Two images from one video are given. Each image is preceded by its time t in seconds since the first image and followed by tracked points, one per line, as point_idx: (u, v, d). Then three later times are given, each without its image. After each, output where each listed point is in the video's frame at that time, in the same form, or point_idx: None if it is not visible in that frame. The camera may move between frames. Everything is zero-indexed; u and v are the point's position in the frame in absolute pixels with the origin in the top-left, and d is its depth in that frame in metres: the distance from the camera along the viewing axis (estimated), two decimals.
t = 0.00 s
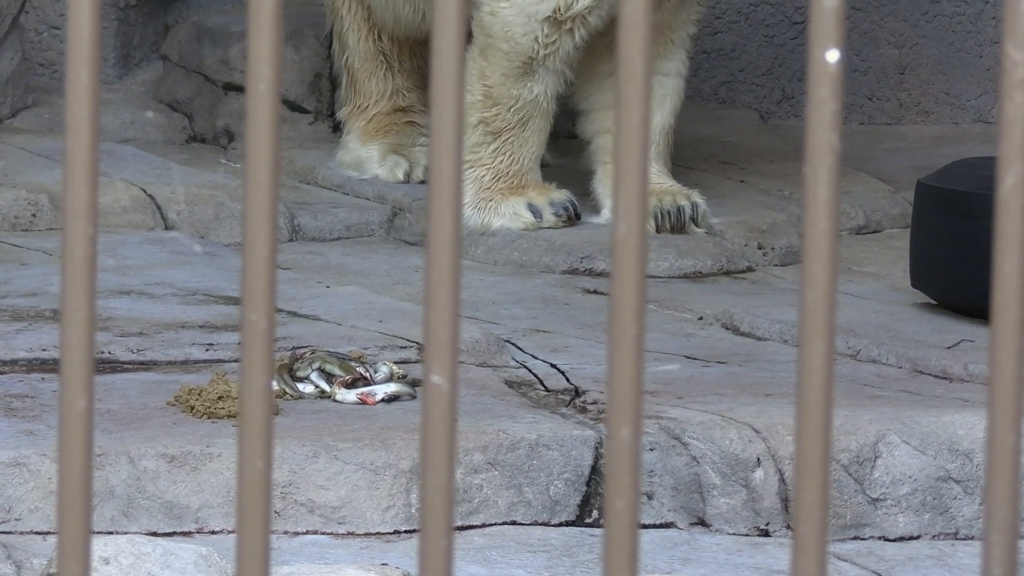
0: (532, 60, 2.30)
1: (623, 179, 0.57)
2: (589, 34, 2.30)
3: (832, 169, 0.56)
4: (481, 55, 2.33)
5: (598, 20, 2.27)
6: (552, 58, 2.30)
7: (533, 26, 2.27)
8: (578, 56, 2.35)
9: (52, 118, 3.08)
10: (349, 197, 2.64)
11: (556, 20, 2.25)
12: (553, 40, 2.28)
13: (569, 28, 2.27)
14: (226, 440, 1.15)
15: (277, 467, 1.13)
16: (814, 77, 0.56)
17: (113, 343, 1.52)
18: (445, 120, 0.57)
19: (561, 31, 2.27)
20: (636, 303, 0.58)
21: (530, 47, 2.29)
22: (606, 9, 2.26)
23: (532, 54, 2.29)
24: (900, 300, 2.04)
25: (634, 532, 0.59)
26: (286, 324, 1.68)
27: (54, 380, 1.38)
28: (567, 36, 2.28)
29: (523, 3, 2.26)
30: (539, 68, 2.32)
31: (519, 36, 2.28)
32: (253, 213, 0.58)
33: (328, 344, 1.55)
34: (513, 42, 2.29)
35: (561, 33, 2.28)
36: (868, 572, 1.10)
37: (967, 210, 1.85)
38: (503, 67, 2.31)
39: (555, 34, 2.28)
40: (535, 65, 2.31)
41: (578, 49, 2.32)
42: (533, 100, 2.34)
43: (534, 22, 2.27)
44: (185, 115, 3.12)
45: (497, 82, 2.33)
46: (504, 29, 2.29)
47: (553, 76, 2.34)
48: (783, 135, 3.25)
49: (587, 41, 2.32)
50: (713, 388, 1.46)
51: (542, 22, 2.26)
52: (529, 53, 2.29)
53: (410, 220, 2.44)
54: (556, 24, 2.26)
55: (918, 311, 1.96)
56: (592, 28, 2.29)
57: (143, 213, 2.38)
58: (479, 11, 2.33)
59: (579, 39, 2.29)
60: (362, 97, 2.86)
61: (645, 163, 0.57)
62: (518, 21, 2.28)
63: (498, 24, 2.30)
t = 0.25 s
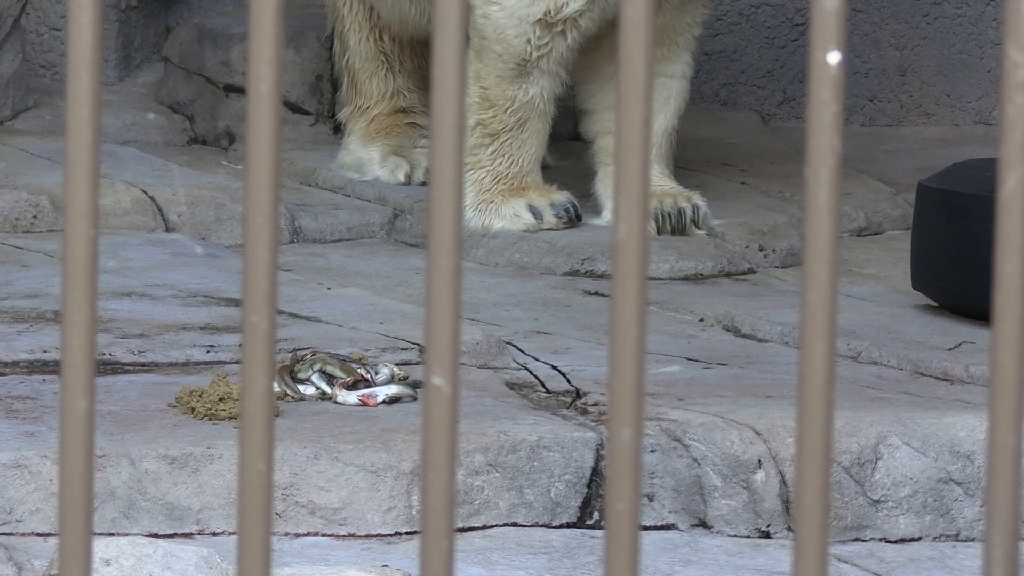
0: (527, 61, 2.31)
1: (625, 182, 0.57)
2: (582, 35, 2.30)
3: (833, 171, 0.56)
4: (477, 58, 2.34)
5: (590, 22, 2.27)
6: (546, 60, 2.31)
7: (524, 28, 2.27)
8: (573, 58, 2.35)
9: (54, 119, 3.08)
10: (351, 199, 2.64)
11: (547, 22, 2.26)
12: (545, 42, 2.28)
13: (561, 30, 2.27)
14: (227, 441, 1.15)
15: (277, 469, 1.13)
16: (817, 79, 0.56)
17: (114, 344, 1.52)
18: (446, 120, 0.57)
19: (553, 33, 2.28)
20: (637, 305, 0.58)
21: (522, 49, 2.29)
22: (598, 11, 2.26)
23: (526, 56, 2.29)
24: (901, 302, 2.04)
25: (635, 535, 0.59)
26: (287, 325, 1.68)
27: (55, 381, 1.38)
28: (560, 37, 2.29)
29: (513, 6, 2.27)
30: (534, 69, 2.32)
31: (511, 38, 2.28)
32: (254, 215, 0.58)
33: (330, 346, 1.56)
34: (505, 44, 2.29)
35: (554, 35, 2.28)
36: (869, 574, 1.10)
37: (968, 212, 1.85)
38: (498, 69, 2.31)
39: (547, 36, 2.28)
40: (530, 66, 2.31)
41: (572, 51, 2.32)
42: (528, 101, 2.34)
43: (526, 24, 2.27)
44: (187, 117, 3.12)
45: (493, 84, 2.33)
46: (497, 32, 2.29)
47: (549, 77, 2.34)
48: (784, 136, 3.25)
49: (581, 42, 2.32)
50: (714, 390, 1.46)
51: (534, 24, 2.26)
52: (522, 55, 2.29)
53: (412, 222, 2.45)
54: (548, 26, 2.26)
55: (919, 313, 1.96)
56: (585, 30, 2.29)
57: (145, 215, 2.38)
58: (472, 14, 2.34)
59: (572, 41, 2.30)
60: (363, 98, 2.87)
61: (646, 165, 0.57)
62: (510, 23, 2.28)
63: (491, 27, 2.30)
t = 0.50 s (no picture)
0: (522, 63, 2.31)
1: (626, 183, 0.57)
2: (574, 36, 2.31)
3: (834, 173, 0.56)
4: (473, 60, 2.34)
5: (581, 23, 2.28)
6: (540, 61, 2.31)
7: (517, 30, 2.28)
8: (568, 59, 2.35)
9: (55, 121, 3.08)
10: (352, 200, 2.64)
11: (539, 24, 2.27)
12: (537, 43, 2.29)
13: (554, 31, 2.28)
14: (228, 443, 1.15)
15: (278, 470, 1.13)
16: (817, 80, 0.56)
17: (114, 346, 1.52)
18: (447, 120, 0.57)
19: (545, 35, 2.28)
20: (638, 307, 0.58)
21: (516, 51, 2.29)
22: (589, 12, 2.27)
23: (520, 58, 2.30)
24: (902, 303, 2.04)
25: (636, 537, 0.59)
26: (287, 327, 1.68)
27: (56, 383, 1.38)
28: (554, 38, 2.29)
29: (505, 8, 2.28)
30: (529, 71, 2.32)
31: (505, 39, 2.29)
32: (254, 217, 0.58)
33: (331, 347, 1.56)
34: (498, 46, 2.30)
35: (547, 36, 2.29)
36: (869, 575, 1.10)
37: (969, 214, 1.85)
38: (493, 70, 2.32)
39: (540, 37, 2.28)
40: (525, 67, 2.31)
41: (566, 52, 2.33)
42: (525, 102, 2.34)
43: (519, 26, 2.27)
44: (187, 118, 3.12)
45: (489, 85, 2.33)
46: (490, 34, 2.30)
47: (545, 78, 2.34)
48: (784, 138, 3.25)
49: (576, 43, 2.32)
50: (715, 392, 1.45)
51: (527, 26, 2.27)
52: (516, 56, 2.30)
53: (413, 223, 2.44)
54: (541, 27, 2.27)
55: (919, 314, 1.96)
56: (577, 31, 2.30)
57: (145, 216, 2.38)
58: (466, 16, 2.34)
59: (565, 42, 2.30)
60: (365, 99, 2.86)
61: (647, 165, 0.57)
62: (503, 25, 2.28)
63: (484, 29, 2.31)
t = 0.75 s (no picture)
0: (516, 64, 2.31)
1: (627, 185, 0.57)
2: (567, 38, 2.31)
3: (835, 176, 0.56)
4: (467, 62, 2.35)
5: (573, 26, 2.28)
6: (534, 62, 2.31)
7: (510, 31, 2.28)
8: (562, 61, 2.36)
9: (55, 122, 3.08)
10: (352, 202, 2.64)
11: (531, 26, 2.27)
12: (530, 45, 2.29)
13: (547, 33, 2.29)
14: (228, 444, 1.15)
15: (278, 472, 1.13)
16: (818, 82, 0.56)
17: (114, 347, 1.52)
18: (447, 121, 0.57)
19: (538, 36, 2.29)
20: (639, 308, 0.58)
21: (509, 52, 2.29)
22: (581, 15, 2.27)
23: (514, 59, 2.30)
24: (902, 305, 2.04)
25: (636, 538, 0.59)
26: (288, 328, 1.68)
27: (56, 384, 1.38)
28: (548, 40, 2.30)
29: (497, 10, 2.28)
30: (524, 72, 2.32)
31: (498, 42, 2.29)
32: (254, 218, 0.58)
33: (331, 349, 1.56)
34: (491, 48, 2.30)
35: (539, 38, 2.29)
36: None
37: (970, 215, 1.85)
38: (488, 72, 2.32)
39: (533, 39, 2.29)
40: (520, 69, 2.31)
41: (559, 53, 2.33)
42: (521, 103, 2.34)
43: (511, 27, 2.28)
44: (188, 119, 3.12)
45: (485, 86, 2.33)
46: (484, 36, 2.30)
47: (540, 79, 2.34)
48: (784, 139, 3.25)
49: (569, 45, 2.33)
50: (716, 393, 1.45)
51: (519, 28, 2.28)
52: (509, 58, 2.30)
53: (413, 224, 2.44)
54: (534, 29, 2.28)
55: (920, 316, 1.96)
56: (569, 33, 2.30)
57: (146, 217, 2.38)
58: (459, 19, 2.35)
59: (558, 43, 2.31)
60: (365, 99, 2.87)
61: (648, 165, 0.57)
62: (496, 27, 2.29)
63: (477, 31, 2.31)
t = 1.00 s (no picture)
0: (510, 64, 2.31)
1: (627, 186, 0.57)
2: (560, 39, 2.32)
3: (834, 177, 0.56)
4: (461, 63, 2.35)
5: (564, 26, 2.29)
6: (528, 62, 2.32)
7: (503, 32, 2.29)
8: (557, 62, 2.36)
9: (55, 123, 3.08)
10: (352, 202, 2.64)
11: (523, 26, 2.28)
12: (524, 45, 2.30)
13: (539, 33, 2.29)
14: (227, 445, 1.15)
15: (278, 473, 1.13)
16: (818, 82, 0.56)
17: (114, 347, 1.52)
18: (447, 121, 0.57)
19: (531, 37, 2.29)
20: (639, 309, 0.58)
21: (503, 52, 2.30)
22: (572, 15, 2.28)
23: (508, 59, 2.31)
24: (901, 305, 2.04)
25: (637, 538, 0.59)
26: (288, 329, 1.68)
27: (55, 385, 1.38)
28: (541, 40, 2.30)
29: (490, 11, 2.30)
30: (519, 72, 2.32)
31: (491, 42, 2.30)
32: (254, 217, 0.58)
33: (331, 349, 1.56)
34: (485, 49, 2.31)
35: (532, 39, 2.30)
36: None
37: (970, 216, 1.85)
38: (483, 73, 2.32)
39: (526, 40, 2.29)
40: (515, 69, 2.31)
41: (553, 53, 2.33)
42: (517, 103, 2.33)
43: (504, 28, 2.29)
44: (187, 120, 3.12)
45: (480, 87, 2.33)
46: (478, 36, 2.31)
47: (535, 80, 2.34)
48: (784, 140, 3.26)
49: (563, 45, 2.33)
50: (715, 394, 1.45)
51: (511, 28, 2.28)
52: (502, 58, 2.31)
53: (413, 225, 2.44)
54: (526, 29, 2.28)
55: (919, 316, 1.96)
56: (563, 32, 2.31)
57: (145, 218, 2.38)
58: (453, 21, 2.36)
59: (552, 44, 2.31)
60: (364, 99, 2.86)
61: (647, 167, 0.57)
62: (490, 27, 2.30)
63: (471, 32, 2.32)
